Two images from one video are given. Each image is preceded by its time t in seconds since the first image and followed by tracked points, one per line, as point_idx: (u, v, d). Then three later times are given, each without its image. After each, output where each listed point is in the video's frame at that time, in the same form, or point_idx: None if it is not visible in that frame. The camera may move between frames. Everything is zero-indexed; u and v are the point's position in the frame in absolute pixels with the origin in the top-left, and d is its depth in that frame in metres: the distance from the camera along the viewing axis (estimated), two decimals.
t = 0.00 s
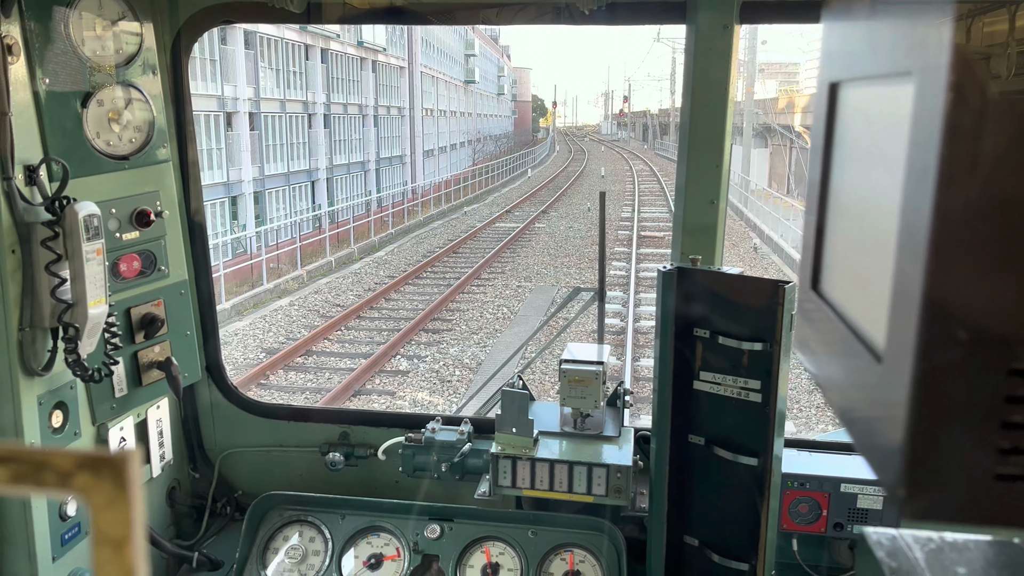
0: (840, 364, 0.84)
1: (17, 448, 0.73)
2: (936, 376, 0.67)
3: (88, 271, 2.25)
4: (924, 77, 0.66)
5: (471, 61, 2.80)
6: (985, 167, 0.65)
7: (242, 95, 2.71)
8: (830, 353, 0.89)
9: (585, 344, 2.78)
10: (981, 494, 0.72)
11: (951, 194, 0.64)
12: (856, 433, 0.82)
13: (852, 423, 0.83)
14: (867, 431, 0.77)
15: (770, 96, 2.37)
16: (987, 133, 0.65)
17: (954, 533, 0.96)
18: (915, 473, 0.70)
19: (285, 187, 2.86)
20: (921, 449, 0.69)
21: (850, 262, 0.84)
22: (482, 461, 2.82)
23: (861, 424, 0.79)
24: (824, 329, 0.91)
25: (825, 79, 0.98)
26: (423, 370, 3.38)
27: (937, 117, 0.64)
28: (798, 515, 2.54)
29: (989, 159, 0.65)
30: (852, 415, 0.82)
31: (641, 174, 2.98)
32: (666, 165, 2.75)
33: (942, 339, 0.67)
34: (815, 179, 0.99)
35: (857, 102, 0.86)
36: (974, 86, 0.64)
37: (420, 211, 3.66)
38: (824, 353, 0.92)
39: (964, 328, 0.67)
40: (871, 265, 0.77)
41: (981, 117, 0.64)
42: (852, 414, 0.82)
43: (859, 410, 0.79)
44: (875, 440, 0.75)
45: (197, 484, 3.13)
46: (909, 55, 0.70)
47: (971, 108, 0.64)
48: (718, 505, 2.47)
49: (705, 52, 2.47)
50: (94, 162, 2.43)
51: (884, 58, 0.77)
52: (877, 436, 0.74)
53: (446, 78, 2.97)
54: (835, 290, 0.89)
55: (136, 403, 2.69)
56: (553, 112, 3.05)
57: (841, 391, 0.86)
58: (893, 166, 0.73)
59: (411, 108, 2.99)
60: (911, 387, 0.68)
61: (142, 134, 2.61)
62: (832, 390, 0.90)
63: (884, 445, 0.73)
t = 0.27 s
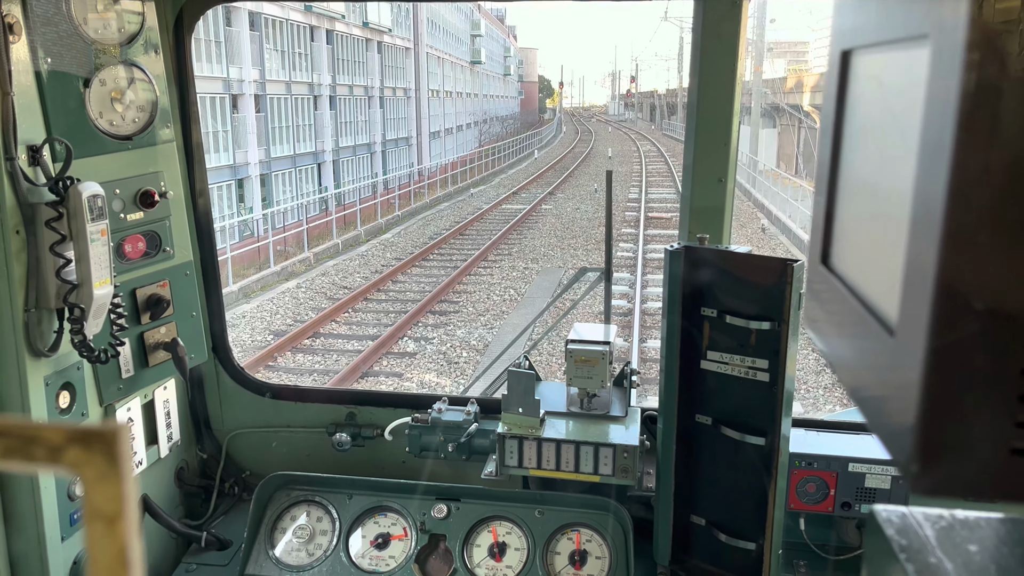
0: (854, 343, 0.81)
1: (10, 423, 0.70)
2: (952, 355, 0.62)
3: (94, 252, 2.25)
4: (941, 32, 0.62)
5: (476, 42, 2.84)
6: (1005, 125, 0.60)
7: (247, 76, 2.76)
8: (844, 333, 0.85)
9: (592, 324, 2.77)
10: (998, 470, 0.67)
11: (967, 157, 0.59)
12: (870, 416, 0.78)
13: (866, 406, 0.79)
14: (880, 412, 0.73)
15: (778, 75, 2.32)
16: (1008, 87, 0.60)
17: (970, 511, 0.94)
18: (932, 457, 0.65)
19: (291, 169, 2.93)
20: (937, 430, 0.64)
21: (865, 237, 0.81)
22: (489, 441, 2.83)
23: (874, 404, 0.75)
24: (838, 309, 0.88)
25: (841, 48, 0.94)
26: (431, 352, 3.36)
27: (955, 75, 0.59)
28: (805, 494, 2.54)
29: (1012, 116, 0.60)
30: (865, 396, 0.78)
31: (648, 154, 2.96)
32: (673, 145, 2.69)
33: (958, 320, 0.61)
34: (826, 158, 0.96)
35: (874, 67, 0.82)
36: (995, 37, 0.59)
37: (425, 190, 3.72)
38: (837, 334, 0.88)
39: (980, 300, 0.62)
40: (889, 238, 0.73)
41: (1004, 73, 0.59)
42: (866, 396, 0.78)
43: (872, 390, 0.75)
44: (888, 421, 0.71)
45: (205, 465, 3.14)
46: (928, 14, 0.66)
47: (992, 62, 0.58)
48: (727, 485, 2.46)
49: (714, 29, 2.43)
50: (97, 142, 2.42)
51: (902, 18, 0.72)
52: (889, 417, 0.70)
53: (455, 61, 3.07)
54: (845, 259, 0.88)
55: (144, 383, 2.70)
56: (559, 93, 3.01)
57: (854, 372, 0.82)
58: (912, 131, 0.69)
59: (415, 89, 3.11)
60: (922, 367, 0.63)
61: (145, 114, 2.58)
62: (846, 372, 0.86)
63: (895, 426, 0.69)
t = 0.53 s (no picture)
0: (853, 320, 0.79)
1: None
2: (948, 332, 0.60)
3: (90, 234, 2.24)
4: None
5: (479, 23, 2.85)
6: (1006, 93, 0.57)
7: (248, 59, 2.56)
8: (843, 312, 0.83)
9: (592, 306, 2.75)
10: (994, 448, 0.65)
11: (963, 129, 0.57)
12: (870, 393, 0.76)
13: (865, 384, 0.77)
14: (879, 390, 0.72)
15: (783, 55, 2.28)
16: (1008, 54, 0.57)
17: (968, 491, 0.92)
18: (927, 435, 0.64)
19: (293, 152, 2.79)
20: (934, 409, 0.62)
21: (863, 210, 0.79)
22: (489, 422, 2.84)
23: (874, 383, 0.74)
24: (837, 287, 0.86)
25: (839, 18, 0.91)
26: (433, 336, 3.33)
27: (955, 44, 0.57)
28: (806, 475, 2.53)
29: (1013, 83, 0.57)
30: (864, 375, 0.77)
31: (651, 135, 2.93)
32: (676, 125, 2.65)
33: (960, 295, 0.59)
34: (821, 139, 0.95)
35: (872, 37, 0.80)
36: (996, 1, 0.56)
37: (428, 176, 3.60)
38: (837, 313, 0.87)
39: (977, 272, 0.58)
40: (886, 212, 0.72)
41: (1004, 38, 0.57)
42: (865, 374, 0.77)
43: (871, 370, 0.73)
44: (887, 401, 0.69)
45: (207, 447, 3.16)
46: None
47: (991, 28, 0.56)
48: (728, 465, 2.45)
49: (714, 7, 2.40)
50: (92, 124, 2.40)
51: None
52: (887, 396, 0.68)
53: (457, 40, 3.06)
54: (841, 233, 0.86)
55: (143, 365, 2.70)
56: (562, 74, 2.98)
57: (853, 350, 0.80)
58: (910, 103, 0.67)
59: (418, 70, 2.98)
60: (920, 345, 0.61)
61: (141, 96, 2.56)
62: (845, 350, 0.84)
63: (893, 405, 0.67)
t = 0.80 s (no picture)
0: (851, 296, 0.77)
1: None
2: (953, 307, 0.57)
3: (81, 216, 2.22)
4: None
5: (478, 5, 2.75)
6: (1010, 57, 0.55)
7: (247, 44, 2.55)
8: (842, 290, 0.81)
9: (591, 288, 2.73)
10: (995, 426, 0.62)
11: (964, 93, 0.55)
12: (868, 372, 0.74)
13: (863, 363, 0.75)
14: (878, 368, 0.69)
15: (785, 36, 2.27)
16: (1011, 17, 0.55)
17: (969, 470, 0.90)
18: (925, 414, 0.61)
19: (292, 136, 2.78)
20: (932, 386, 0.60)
21: (862, 183, 0.76)
22: (487, 405, 2.83)
23: (872, 361, 0.71)
24: (835, 264, 0.83)
25: None
26: (433, 320, 3.21)
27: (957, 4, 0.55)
28: (806, 456, 2.52)
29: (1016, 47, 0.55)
30: (862, 353, 0.74)
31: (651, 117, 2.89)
32: (675, 106, 2.62)
33: (961, 269, 0.56)
34: (819, 118, 0.92)
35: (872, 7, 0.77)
36: None
37: (430, 160, 3.38)
38: (836, 292, 0.84)
39: (982, 241, 0.57)
40: (885, 185, 0.69)
41: None
42: (863, 353, 0.74)
43: (869, 348, 0.71)
44: (885, 379, 0.67)
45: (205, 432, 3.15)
46: None
47: None
48: (727, 447, 2.43)
49: None
50: (83, 107, 2.37)
51: None
52: (885, 374, 0.66)
53: (454, 21, 2.82)
54: (840, 207, 0.84)
55: (139, 349, 2.69)
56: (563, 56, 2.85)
57: (852, 328, 0.78)
58: (910, 70, 0.65)
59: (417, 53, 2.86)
60: (919, 321, 0.59)
61: (131, 76, 2.53)
62: (844, 329, 0.82)
63: (890, 383, 0.65)
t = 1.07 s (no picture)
0: (849, 271, 0.76)
1: None
2: (952, 280, 0.57)
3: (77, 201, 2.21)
4: None
5: None
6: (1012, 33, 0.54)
7: (243, 27, 2.55)
8: (840, 266, 0.80)
9: (589, 271, 2.73)
10: (992, 398, 0.62)
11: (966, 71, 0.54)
12: (865, 347, 0.73)
13: (860, 338, 0.75)
14: (875, 342, 0.69)
15: (785, 18, 2.25)
16: None
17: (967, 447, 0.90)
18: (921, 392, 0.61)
19: (289, 122, 2.75)
20: (929, 365, 0.60)
21: (861, 156, 0.75)
22: (485, 389, 2.83)
23: (869, 336, 0.71)
24: (833, 241, 0.83)
25: None
26: (433, 305, 3.15)
27: None
28: (805, 438, 2.53)
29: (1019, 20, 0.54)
30: (860, 328, 0.74)
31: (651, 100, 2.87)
32: (673, 89, 2.61)
33: (960, 243, 0.56)
34: (818, 101, 0.91)
35: None
36: None
37: (429, 143, 3.26)
38: (834, 271, 0.83)
39: (981, 212, 0.56)
40: (884, 157, 0.68)
41: None
42: (860, 328, 0.74)
43: (866, 323, 0.71)
44: (882, 353, 0.66)
45: (204, 416, 3.17)
46: None
47: None
48: (725, 428, 2.45)
49: None
50: (77, 90, 2.35)
51: None
52: (882, 348, 0.66)
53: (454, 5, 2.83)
54: (840, 184, 0.82)
55: (137, 334, 2.68)
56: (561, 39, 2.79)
57: (849, 304, 0.77)
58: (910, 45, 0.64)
59: (415, 37, 2.81)
60: (916, 294, 0.58)
61: (126, 59, 2.51)
62: (841, 305, 0.81)
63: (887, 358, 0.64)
